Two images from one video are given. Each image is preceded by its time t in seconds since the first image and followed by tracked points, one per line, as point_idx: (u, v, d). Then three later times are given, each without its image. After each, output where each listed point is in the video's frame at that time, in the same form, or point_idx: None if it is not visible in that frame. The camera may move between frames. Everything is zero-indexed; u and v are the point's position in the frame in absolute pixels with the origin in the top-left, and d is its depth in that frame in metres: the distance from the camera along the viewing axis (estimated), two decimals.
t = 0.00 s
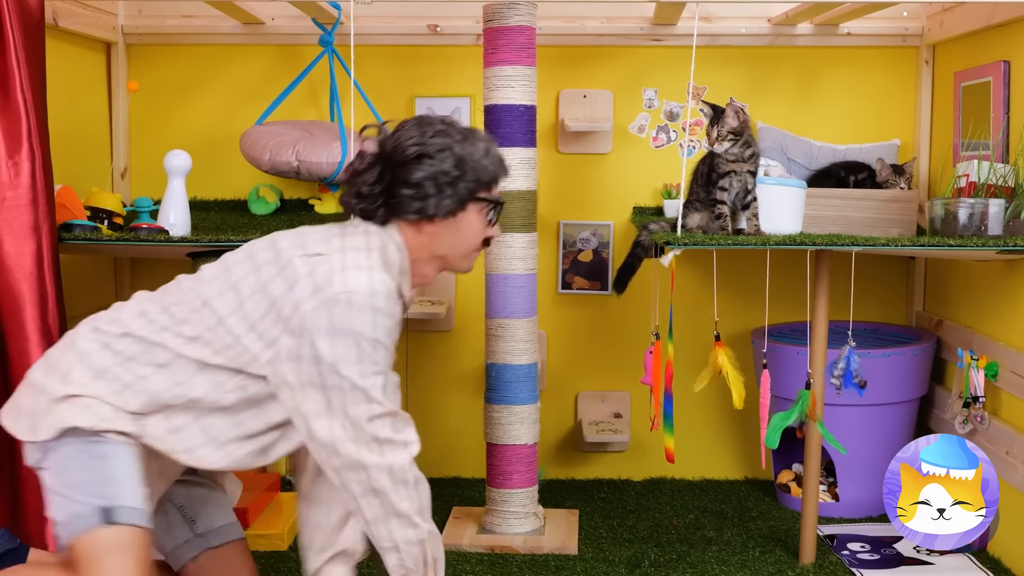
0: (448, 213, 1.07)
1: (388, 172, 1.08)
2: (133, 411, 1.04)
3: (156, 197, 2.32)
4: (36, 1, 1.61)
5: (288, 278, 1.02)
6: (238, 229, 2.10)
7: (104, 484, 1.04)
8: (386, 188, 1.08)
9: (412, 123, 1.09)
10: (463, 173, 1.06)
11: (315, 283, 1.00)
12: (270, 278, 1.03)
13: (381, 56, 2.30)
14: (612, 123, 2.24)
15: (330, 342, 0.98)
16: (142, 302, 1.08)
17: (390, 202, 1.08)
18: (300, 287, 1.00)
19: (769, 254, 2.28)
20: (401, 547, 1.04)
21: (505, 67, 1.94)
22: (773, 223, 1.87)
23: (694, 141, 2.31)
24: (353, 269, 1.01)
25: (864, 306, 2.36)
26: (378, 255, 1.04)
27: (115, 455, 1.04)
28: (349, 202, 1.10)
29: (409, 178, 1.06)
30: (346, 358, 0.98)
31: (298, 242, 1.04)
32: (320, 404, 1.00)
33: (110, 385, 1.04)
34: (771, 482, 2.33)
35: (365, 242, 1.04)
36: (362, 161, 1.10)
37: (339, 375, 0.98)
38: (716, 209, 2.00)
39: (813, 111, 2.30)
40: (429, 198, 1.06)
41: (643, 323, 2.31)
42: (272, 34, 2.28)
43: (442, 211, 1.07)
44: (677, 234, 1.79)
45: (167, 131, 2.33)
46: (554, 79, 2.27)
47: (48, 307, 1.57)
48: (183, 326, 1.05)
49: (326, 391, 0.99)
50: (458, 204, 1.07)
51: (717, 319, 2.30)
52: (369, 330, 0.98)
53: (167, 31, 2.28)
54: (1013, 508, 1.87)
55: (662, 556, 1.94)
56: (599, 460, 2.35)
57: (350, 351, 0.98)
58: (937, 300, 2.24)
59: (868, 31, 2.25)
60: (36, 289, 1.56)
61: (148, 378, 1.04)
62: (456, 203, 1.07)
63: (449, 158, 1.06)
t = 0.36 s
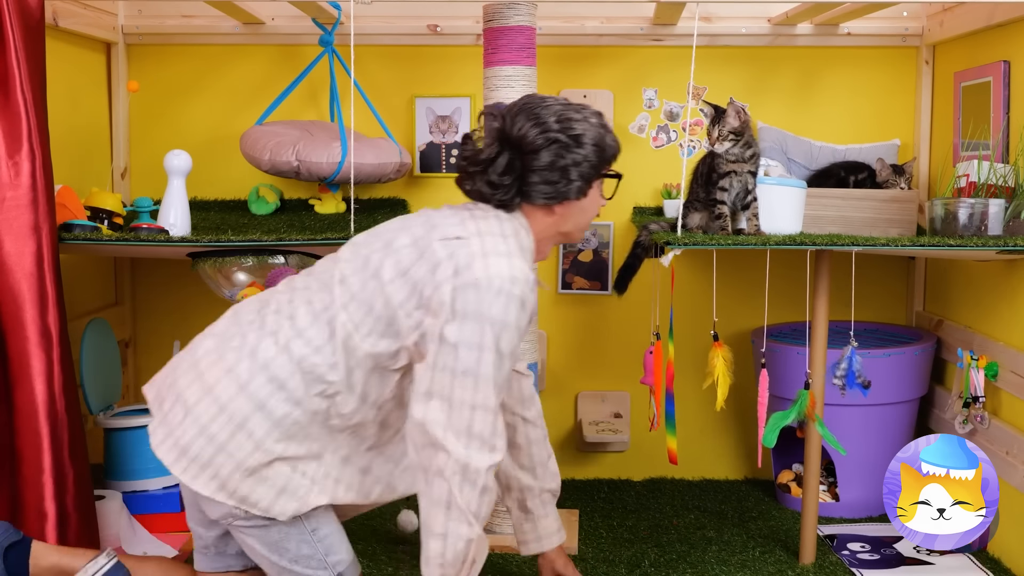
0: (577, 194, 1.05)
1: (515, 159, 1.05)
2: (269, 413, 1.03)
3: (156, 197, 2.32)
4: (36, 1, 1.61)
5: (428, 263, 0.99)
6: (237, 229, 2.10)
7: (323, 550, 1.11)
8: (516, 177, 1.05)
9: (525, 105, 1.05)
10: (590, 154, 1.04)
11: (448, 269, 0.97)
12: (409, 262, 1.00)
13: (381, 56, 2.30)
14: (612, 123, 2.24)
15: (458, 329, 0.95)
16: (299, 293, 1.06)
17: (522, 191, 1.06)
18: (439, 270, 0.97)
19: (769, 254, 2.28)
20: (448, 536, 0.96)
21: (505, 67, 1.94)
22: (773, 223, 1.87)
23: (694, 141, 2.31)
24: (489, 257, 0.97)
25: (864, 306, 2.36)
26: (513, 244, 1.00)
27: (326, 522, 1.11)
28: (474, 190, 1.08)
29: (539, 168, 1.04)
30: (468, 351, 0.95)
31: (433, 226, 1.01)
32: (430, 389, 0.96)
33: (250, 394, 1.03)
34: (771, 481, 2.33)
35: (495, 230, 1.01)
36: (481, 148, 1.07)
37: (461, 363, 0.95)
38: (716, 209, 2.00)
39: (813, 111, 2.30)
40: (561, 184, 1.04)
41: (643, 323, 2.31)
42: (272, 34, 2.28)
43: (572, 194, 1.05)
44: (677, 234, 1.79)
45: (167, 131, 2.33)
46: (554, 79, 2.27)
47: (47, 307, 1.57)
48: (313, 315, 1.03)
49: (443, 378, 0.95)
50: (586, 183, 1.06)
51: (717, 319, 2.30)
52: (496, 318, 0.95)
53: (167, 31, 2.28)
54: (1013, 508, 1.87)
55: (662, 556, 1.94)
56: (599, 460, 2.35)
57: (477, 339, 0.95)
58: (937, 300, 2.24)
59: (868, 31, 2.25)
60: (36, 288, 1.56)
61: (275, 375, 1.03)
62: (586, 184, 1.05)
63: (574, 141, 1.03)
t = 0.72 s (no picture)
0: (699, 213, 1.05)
1: (648, 172, 1.04)
2: (370, 399, 1.07)
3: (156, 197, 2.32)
4: (36, 1, 1.61)
5: (545, 257, 0.99)
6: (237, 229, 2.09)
7: (336, 562, 1.11)
8: (648, 189, 1.05)
9: (661, 117, 1.04)
10: (719, 170, 1.04)
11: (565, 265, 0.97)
12: (523, 251, 1.01)
13: (381, 56, 2.30)
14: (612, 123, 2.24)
15: (575, 328, 0.96)
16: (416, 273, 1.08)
17: (645, 203, 1.05)
18: (557, 267, 0.97)
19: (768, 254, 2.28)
20: (558, 545, 1.01)
21: (505, 67, 1.94)
22: (773, 223, 1.87)
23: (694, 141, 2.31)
24: (606, 255, 0.98)
25: (864, 306, 2.36)
26: (626, 244, 1.01)
27: (348, 536, 1.11)
28: (601, 195, 1.07)
29: (666, 181, 1.03)
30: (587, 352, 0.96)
31: (554, 223, 1.01)
32: (555, 387, 0.97)
33: (362, 399, 1.07)
34: (771, 481, 2.33)
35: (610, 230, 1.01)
36: (614, 157, 1.05)
37: (581, 363, 0.96)
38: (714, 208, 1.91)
39: (813, 111, 2.30)
40: (686, 200, 1.04)
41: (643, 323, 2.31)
42: (272, 34, 2.28)
43: (694, 210, 1.05)
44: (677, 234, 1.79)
45: (168, 131, 2.34)
46: (554, 79, 2.27)
47: (47, 307, 1.56)
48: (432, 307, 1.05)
49: (565, 376, 0.96)
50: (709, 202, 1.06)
51: (717, 319, 2.30)
52: (613, 318, 0.96)
53: (168, 31, 2.28)
54: (1013, 508, 1.87)
55: (662, 556, 1.94)
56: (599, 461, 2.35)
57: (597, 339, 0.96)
58: (937, 300, 2.24)
59: (869, 31, 2.25)
60: (36, 288, 1.56)
61: (390, 374, 1.06)
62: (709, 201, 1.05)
63: (706, 158, 1.03)
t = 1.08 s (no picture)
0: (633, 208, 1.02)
1: (568, 178, 1.02)
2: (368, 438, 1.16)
3: (155, 197, 2.32)
4: (36, 1, 1.60)
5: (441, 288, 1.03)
6: (237, 229, 2.09)
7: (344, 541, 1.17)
8: (568, 197, 1.03)
9: (576, 120, 1.02)
10: (643, 165, 1.01)
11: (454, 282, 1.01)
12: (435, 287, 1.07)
13: (381, 56, 2.30)
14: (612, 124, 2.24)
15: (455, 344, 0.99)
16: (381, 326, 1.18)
17: (576, 208, 1.03)
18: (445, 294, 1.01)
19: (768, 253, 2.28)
20: (516, 549, 0.97)
21: (506, 67, 1.94)
22: (772, 223, 1.87)
23: (694, 141, 2.31)
24: (488, 263, 0.99)
25: (865, 306, 2.36)
26: (515, 249, 1.01)
27: (354, 517, 1.16)
28: (529, 211, 1.05)
29: (590, 185, 1.01)
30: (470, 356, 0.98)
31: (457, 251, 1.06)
32: (454, 396, 0.99)
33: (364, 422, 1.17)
34: (771, 481, 2.33)
35: (500, 242, 1.02)
36: (538, 165, 1.04)
37: (471, 369, 0.97)
38: (715, 208, 1.97)
39: (813, 111, 2.30)
40: (613, 199, 1.01)
41: (643, 323, 2.30)
42: (272, 34, 2.28)
43: (626, 207, 1.02)
44: (677, 234, 1.79)
45: (168, 131, 2.33)
46: (554, 79, 2.27)
47: (47, 307, 1.56)
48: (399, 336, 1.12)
49: (461, 385, 0.98)
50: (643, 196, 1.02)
51: (716, 319, 2.30)
52: (489, 323, 0.96)
53: (168, 31, 2.28)
54: (1013, 508, 1.87)
55: (662, 556, 1.94)
56: (599, 460, 2.35)
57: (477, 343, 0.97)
58: (937, 300, 2.24)
59: (868, 31, 2.25)
60: (36, 288, 1.55)
61: (377, 399, 1.15)
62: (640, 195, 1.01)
63: (626, 155, 1.00)
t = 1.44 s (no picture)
0: (521, 203, 1.46)
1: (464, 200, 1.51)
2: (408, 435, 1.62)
3: (155, 196, 2.32)
4: (36, 1, 1.60)
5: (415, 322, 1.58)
6: (237, 230, 2.10)
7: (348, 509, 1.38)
8: (468, 212, 1.50)
9: (475, 146, 1.48)
10: (525, 173, 1.46)
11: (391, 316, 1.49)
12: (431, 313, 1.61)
13: (381, 56, 2.30)
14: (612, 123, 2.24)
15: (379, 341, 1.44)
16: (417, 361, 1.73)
17: (478, 208, 1.47)
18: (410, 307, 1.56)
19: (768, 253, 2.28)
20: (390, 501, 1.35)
21: (506, 67, 1.95)
22: (773, 223, 1.87)
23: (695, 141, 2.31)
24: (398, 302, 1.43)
25: (865, 305, 2.36)
26: (428, 281, 1.45)
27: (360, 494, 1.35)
28: (450, 232, 1.53)
29: (487, 192, 1.46)
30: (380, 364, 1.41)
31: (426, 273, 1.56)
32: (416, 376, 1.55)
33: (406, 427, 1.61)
34: (771, 481, 2.33)
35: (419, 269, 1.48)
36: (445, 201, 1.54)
37: (379, 349, 1.42)
38: (717, 207, 1.99)
39: (813, 111, 2.30)
40: (502, 199, 1.46)
41: (643, 323, 2.30)
42: (272, 34, 2.28)
43: (516, 203, 1.46)
44: (677, 234, 1.79)
45: (168, 132, 2.33)
46: (554, 79, 2.27)
47: (47, 307, 1.56)
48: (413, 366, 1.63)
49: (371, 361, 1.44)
50: (529, 193, 1.46)
51: (717, 319, 2.29)
52: (405, 318, 1.41)
53: (168, 31, 2.28)
54: (1013, 508, 1.87)
55: (662, 556, 1.94)
56: (599, 460, 2.35)
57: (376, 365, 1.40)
58: (937, 300, 2.24)
59: (868, 31, 2.25)
60: (36, 288, 1.56)
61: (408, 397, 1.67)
62: (525, 193, 1.45)
63: (511, 168, 1.45)
